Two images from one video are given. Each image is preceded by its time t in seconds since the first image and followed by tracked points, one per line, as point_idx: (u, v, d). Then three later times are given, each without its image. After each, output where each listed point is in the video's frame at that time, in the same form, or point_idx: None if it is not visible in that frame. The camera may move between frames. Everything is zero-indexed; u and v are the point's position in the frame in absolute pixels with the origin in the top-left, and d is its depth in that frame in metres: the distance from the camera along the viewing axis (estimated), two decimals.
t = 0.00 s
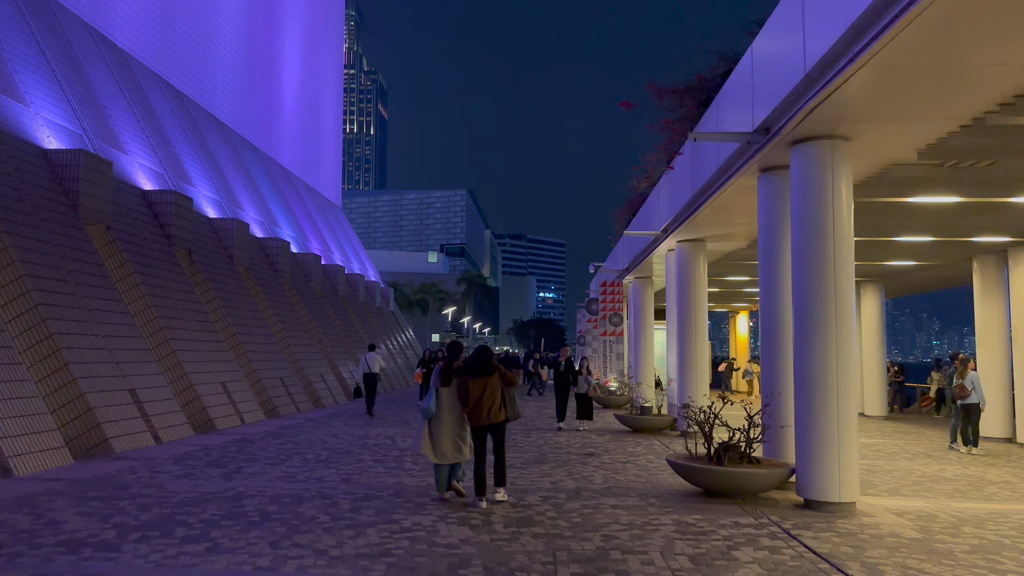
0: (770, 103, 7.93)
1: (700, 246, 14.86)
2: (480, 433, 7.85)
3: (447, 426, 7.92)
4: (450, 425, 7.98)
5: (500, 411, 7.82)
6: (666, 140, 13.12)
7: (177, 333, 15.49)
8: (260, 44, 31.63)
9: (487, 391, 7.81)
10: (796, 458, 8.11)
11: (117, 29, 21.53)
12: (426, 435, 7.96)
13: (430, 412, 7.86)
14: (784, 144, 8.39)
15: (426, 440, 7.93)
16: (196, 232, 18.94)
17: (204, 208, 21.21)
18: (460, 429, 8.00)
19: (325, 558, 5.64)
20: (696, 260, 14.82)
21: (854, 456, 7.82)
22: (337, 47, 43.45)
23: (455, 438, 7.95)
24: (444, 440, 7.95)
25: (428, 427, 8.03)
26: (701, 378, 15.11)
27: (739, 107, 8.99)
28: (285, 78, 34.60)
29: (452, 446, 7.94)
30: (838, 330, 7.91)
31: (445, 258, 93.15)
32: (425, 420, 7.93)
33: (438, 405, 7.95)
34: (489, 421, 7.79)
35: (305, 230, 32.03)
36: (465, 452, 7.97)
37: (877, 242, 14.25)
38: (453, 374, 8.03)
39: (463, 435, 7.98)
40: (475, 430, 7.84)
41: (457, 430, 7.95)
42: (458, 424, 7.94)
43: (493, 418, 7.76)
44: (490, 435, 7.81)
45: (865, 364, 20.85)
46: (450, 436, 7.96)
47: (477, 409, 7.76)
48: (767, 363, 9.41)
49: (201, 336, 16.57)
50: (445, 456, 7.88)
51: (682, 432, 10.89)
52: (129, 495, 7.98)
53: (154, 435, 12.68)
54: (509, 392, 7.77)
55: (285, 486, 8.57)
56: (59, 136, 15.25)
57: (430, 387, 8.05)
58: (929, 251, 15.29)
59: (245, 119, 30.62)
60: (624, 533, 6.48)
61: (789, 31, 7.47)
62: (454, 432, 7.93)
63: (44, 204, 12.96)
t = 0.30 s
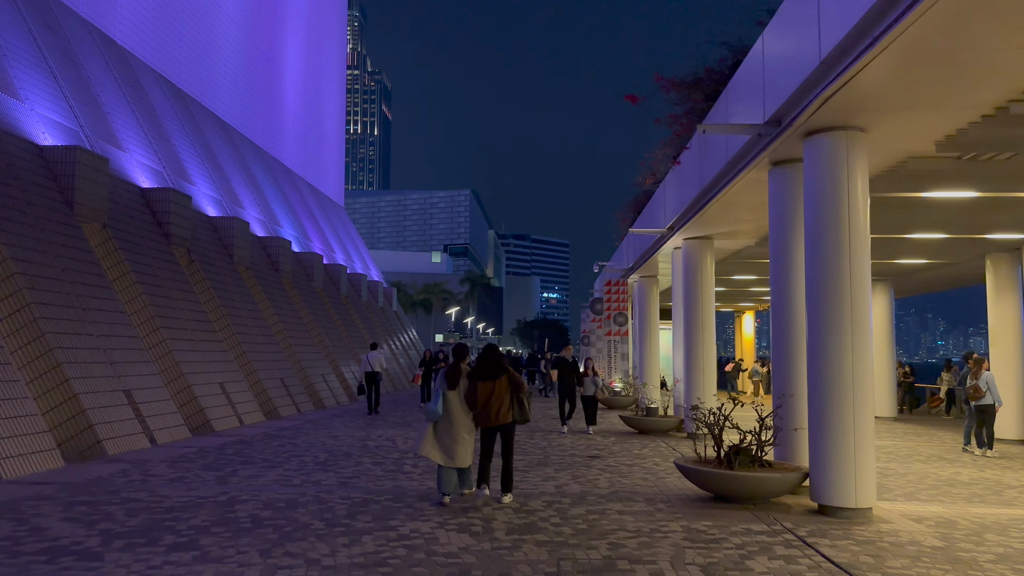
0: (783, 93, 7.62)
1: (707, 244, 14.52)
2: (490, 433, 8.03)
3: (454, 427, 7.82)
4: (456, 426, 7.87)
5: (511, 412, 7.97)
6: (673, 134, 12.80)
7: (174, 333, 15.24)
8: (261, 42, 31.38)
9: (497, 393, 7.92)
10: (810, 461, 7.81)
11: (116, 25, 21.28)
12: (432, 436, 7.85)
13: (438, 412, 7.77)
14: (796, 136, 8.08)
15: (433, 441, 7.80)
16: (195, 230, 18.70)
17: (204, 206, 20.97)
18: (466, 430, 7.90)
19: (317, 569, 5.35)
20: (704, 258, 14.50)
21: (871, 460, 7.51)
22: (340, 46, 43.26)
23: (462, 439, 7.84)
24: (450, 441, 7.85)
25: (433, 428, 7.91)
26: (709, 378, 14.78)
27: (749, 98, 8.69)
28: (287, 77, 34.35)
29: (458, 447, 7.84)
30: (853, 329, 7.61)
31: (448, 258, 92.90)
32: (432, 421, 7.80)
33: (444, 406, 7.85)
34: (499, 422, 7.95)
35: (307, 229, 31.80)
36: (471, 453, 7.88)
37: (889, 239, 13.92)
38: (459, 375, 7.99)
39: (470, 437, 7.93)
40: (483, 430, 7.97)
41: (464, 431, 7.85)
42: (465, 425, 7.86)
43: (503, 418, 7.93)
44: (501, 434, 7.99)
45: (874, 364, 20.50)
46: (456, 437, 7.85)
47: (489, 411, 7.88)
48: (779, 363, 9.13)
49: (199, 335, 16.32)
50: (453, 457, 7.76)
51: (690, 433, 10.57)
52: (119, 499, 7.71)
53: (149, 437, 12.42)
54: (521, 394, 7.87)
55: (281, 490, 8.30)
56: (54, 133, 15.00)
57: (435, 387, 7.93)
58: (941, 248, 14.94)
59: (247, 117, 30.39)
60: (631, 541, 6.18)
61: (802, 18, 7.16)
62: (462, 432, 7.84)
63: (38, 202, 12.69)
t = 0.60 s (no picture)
0: (792, 83, 7.30)
1: (712, 242, 14.21)
2: (494, 432, 7.75)
3: (462, 426, 7.72)
4: (464, 426, 7.77)
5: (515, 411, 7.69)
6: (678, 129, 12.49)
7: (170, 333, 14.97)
8: (262, 40, 31.13)
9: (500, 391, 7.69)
10: (821, 466, 7.51)
11: (113, 22, 21.03)
12: (441, 436, 7.78)
13: (446, 413, 7.66)
14: (807, 127, 7.76)
15: (441, 440, 7.74)
16: (192, 228, 18.44)
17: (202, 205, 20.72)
18: (473, 429, 7.79)
19: None
20: (709, 256, 14.19)
21: (885, 465, 7.21)
22: (342, 44, 43.01)
23: (471, 438, 7.75)
24: (459, 440, 7.76)
25: (441, 426, 7.82)
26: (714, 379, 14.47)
27: (757, 89, 8.37)
28: (288, 75, 34.10)
29: (467, 446, 7.75)
30: (865, 329, 7.30)
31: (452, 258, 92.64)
32: (439, 420, 7.71)
33: (452, 405, 7.73)
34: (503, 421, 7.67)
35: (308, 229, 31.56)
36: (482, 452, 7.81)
37: (899, 237, 13.59)
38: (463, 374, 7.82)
39: (477, 435, 7.80)
40: (487, 430, 7.77)
41: (472, 430, 7.75)
42: (473, 424, 7.75)
43: (504, 417, 7.66)
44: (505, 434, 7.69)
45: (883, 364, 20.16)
46: (464, 436, 7.76)
47: (493, 409, 7.64)
48: (787, 364, 8.82)
49: (195, 335, 16.07)
50: (463, 457, 7.72)
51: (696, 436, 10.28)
52: (104, 504, 7.43)
53: (141, 439, 12.16)
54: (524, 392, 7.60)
55: (272, 495, 8.01)
56: (47, 129, 14.74)
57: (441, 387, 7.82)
58: (953, 246, 14.60)
59: (247, 115, 30.13)
60: (636, 552, 5.88)
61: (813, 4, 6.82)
62: (469, 432, 7.73)
63: (29, 199, 12.41)
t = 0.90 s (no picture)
0: (803, 71, 6.98)
1: (717, 239, 13.92)
2: (492, 432, 7.56)
3: (462, 427, 7.45)
4: (464, 426, 7.49)
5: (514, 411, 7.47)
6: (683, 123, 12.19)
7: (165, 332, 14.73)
8: (263, 37, 30.92)
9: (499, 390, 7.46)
10: (833, 470, 7.22)
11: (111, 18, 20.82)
12: (440, 436, 7.49)
13: (446, 413, 7.36)
14: (817, 118, 7.47)
15: (440, 440, 7.45)
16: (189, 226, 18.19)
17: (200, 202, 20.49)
18: (473, 429, 7.53)
19: None
20: (714, 254, 13.90)
21: (899, 468, 6.92)
22: (344, 43, 42.80)
23: (471, 438, 7.49)
24: (458, 441, 7.50)
25: (440, 427, 7.52)
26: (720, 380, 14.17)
27: (766, 78, 8.07)
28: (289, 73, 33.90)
29: (467, 447, 7.49)
30: (879, 327, 7.01)
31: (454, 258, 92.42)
32: (438, 421, 7.39)
33: (452, 405, 7.43)
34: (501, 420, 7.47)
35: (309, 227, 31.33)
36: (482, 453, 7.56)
37: (909, 234, 13.29)
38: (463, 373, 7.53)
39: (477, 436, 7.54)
40: (485, 429, 7.53)
41: (472, 430, 7.50)
42: (473, 424, 7.49)
43: (503, 417, 7.44)
44: (502, 433, 7.51)
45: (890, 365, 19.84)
46: (464, 437, 7.49)
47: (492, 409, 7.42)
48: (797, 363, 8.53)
49: (192, 334, 15.83)
50: (463, 459, 7.46)
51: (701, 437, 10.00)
52: (89, 509, 7.18)
53: (134, 440, 11.92)
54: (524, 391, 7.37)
55: (264, 499, 7.75)
56: (41, 125, 14.52)
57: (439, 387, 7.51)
58: (964, 243, 14.30)
59: (247, 113, 29.90)
60: (640, 560, 5.60)
61: None
62: (469, 433, 7.47)
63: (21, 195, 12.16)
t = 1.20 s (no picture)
0: (815, 61, 6.65)
1: (723, 238, 13.61)
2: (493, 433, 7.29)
3: (461, 429, 7.21)
4: (462, 428, 7.25)
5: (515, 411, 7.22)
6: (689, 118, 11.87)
7: (160, 332, 14.46)
8: (263, 36, 30.67)
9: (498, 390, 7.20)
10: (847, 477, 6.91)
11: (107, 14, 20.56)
12: (439, 440, 7.21)
13: (446, 416, 7.13)
14: (830, 110, 7.15)
15: (438, 444, 7.19)
16: (185, 224, 17.91)
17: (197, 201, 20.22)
18: (472, 431, 7.29)
19: None
20: (720, 253, 13.59)
21: (917, 476, 6.61)
22: (345, 42, 42.59)
23: (470, 441, 7.24)
24: (457, 443, 7.24)
25: (438, 429, 7.27)
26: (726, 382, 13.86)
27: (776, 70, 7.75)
28: (290, 72, 33.68)
29: (466, 450, 7.24)
30: (895, 328, 6.70)
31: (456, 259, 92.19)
32: (436, 424, 7.16)
33: (451, 407, 7.20)
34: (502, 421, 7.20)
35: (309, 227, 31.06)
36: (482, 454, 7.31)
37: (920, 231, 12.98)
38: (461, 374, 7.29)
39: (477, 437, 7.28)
40: (486, 430, 7.28)
41: (471, 432, 7.24)
42: (472, 427, 7.24)
43: (504, 418, 7.20)
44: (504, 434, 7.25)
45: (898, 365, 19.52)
46: (463, 439, 7.24)
47: (491, 410, 7.16)
48: (808, 365, 8.24)
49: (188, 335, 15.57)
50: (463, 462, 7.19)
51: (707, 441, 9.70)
52: (72, 516, 6.90)
53: (126, 442, 11.66)
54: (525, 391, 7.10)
55: (254, 506, 7.47)
56: (34, 121, 14.26)
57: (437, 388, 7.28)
58: (976, 241, 13.96)
59: (247, 112, 29.65)
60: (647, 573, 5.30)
61: None
62: (468, 435, 7.22)
63: (11, 192, 11.89)
